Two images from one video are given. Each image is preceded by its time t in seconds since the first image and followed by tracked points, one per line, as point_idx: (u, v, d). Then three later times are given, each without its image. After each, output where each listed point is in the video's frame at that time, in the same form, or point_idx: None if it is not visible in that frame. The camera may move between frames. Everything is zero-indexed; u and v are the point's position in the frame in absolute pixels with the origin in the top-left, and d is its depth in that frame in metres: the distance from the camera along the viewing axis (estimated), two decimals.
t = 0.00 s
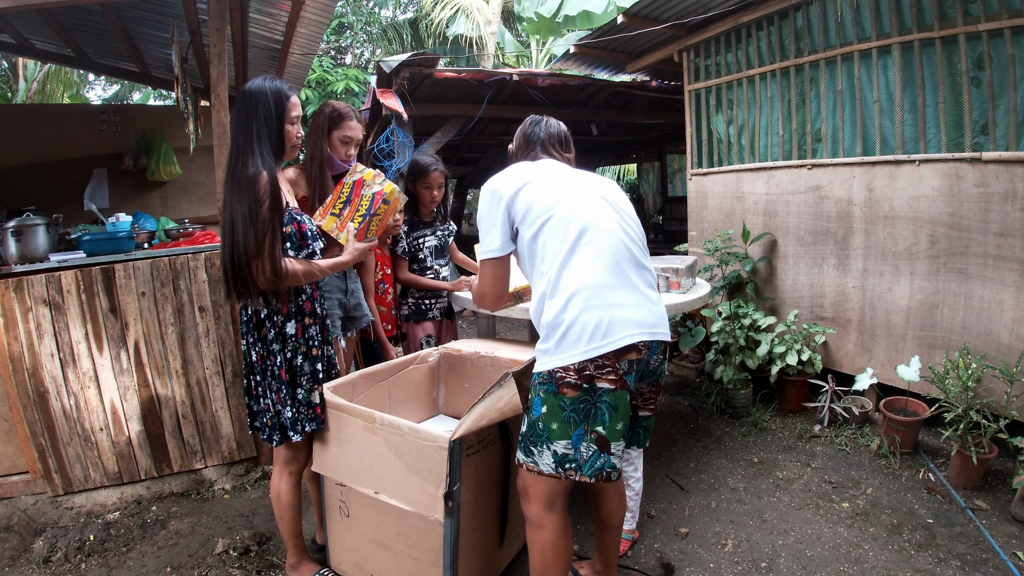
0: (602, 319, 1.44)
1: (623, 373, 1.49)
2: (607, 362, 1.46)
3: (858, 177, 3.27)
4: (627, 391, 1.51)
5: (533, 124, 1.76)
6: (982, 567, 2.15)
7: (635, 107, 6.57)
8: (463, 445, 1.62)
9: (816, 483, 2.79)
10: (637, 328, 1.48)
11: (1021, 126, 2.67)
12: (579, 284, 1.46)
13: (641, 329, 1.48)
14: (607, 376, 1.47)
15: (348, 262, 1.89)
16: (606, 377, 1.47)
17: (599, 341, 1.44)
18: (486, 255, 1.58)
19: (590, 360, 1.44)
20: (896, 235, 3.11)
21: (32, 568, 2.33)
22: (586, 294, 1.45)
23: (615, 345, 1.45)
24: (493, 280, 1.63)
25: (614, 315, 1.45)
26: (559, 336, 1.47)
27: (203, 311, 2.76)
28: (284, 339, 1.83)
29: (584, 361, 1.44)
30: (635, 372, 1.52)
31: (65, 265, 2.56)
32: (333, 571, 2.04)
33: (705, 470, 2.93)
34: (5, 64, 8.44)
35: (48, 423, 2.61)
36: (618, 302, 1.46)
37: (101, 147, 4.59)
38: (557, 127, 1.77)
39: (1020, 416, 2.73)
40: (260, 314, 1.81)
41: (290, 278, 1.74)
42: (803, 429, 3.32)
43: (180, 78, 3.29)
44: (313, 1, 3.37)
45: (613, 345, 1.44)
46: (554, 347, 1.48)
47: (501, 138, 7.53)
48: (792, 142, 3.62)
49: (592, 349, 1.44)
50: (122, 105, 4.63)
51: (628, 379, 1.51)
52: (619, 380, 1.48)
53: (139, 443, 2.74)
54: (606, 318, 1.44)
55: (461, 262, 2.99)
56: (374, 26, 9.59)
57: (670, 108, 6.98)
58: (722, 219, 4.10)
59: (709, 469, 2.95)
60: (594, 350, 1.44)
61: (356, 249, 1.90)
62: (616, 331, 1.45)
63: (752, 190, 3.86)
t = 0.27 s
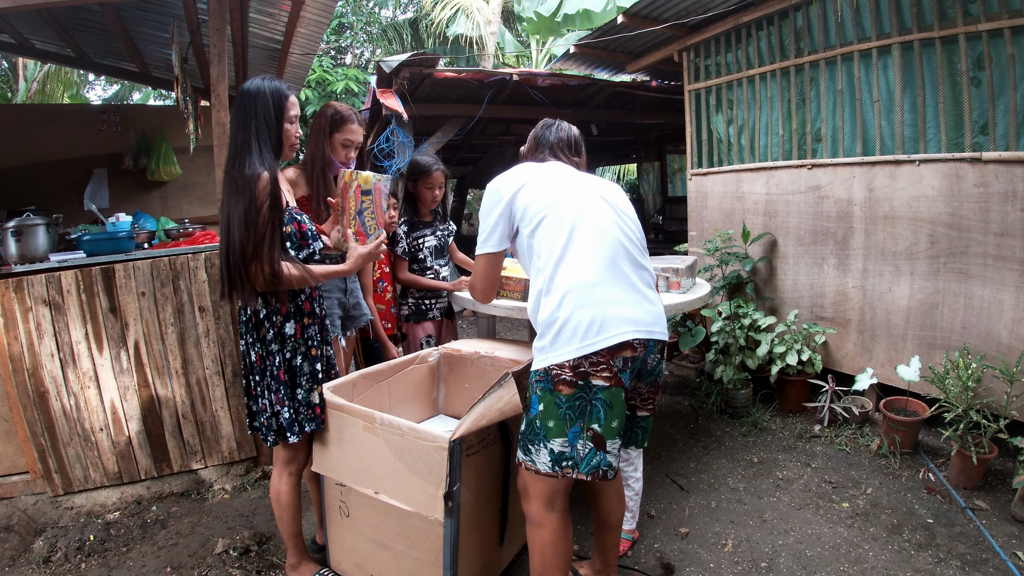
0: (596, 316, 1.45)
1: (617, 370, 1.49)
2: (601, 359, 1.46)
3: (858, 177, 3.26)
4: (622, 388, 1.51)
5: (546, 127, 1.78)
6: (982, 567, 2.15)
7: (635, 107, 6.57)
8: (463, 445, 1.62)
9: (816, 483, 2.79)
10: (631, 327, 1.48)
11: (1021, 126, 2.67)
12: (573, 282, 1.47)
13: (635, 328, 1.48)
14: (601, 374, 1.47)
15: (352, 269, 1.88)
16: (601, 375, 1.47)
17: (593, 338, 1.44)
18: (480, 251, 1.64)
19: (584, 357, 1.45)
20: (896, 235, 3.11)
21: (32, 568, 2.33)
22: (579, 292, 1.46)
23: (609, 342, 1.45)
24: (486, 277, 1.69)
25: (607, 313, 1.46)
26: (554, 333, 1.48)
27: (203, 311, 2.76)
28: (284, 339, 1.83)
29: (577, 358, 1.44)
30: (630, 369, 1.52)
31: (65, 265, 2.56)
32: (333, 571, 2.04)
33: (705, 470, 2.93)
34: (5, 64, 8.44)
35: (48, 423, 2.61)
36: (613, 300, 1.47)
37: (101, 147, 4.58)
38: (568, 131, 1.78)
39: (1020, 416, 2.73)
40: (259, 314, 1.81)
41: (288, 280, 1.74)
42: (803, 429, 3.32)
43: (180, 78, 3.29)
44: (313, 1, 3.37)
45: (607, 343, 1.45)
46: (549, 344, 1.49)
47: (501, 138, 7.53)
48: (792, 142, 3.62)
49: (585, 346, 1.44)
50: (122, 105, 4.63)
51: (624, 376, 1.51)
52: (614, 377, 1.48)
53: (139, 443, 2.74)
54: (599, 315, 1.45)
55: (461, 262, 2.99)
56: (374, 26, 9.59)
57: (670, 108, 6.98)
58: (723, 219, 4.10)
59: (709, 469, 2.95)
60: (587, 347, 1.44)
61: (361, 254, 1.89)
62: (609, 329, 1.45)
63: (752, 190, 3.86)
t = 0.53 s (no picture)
0: (587, 311, 1.46)
1: (611, 365, 1.49)
2: (593, 354, 1.47)
3: (858, 177, 3.26)
4: (616, 383, 1.50)
5: (549, 136, 1.80)
6: (982, 567, 2.15)
7: (635, 107, 6.57)
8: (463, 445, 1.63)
9: (816, 483, 2.79)
10: (623, 321, 1.48)
11: (1021, 126, 2.67)
12: (564, 278, 1.49)
13: (628, 322, 1.48)
14: (594, 369, 1.47)
15: (353, 276, 1.89)
16: (593, 369, 1.47)
17: (583, 332, 1.45)
18: (479, 251, 1.71)
19: (576, 352, 1.46)
20: (896, 235, 3.11)
21: (32, 568, 2.33)
22: (570, 288, 1.48)
23: (600, 336, 1.46)
24: (487, 275, 1.75)
25: (599, 308, 1.47)
26: (546, 329, 1.50)
27: (203, 311, 2.75)
28: (283, 339, 1.83)
29: (569, 353, 1.45)
30: (624, 365, 1.52)
31: (65, 265, 2.56)
32: (333, 571, 2.04)
33: (705, 470, 2.93)
34: (6, 64, 8.44)
35: (48, 423, 2.61)
36: (604, 295, 1.48)
37: (101, 147, 4.58)
38: (571, 139, 1.78)
39: (1020, 416, 2.73)
40: (259, 314, 1.81)
41: (282, 282, 1.72)
42: (803, 429, 3.32)
43: (180, 78, 3.29)
44: (313, 1, 3.37)
45: (598, 337, 1.45)
46: (542, 341, 1.51)
47: (501, 138, 7.53)
48: (792, 142, 3.62)
49: (576, 341, 1.45)
50: (122, 105, 4.63)
51: (617, 371, 1.51)
52: (608, 372, 1.48)
53: (138, 443, 2.74)
54: (590, 310, 1.46)
55: (462, 262, 2.99)
56: (374, 26, 9.59)
57: (670, 108, 6.97)
58: (722, 219, 4.10)
59: (709, 469, 2.95)
60: (579, 341, 1.45)
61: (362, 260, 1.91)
62: (601, 323, 1.46)
63: (752, 190, 3.86)
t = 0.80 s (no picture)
0: (578, 308, 1.46)
1: (602, 363, 1.49)
2: (584, 351, 1.47)
3: (858, 177, 3.26)
4: (608, 380, 1.50)
5: (551, 139, 1.80)
6: (982, 567, 2.15)
7: (635, 106, 6.57)
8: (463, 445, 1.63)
9: (816, 483, 2.79)
10: (615, 319, 1.48)
11: (1021, 126, 2.67)
12: (556, 276, 1.50)
13: (620, 320, 1.48)
14: (586, 366, 1.47)
15: (347, 268, 1.85)
16: (585, 367, 1.48)
17: (574, 329, 1.46)
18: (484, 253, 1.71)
19: (567, 349, 1.46)
20: (896, 235, 3.11)
21: (32, 568, 2.33)
22: (562, 286, 1.49)
23: (591, 334, 1.46)
24: (492, 279, 1.74)
25: (590, 305, 1.47)
26: (539, 327, 1.51)
27: (203, 311, 2.75)
28: (281, 339, 1.83)
29: (561, 350, 1.46)
30: (616, 362, 1.51)
31: (65, 265, 2.56)
32: (333, 571, 2.04)
33: (705, 470, 2.93)
34: (5, 64, 8.44)
35: (48, 423, 2.61)
36: (596, 293, 1.49)
37: (102, 147, 4.58)
38: (573, 141, 1.79)
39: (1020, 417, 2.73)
40: (258, 313, 1.80)
41: (278, 276, 1.70)
42: (803, 429, 3.32)
43: (180, 78, 3.29)
44: (313, 1, 3.37)
45: (589, 334, 1.45)
46: (535, 339, 1.52)
47: (501, 138, 7.53)
48: (792, 142, 3.62)
49: (567, 338, 1.46)
50: (122, 105, 4.63)
51: (609, 368, 1.50)
52: (599, 370, 1.48)
53: (138, 443, 2.74)
54: (581, 308, 1.46)
55: (462, 262, 2.99)
56: (374, 26, 9.58)
57: (670, 108, 6.97)
58: (722, 219, 4.10)
59: (709, 469, 2.95)
60: (570, 338, 1.46)
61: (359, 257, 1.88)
62: (592, 320, 1.46)
63: (752, 190, 3.86)
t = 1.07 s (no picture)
0: (574, 307, 1.47)
1: (599, 361, 1.48)
2: (581, 350, 1.47)
3: (858, 177, 3.26)
4: (606, 378, 1.50)
5: (553, 142, 1.81)
6: (982, 567, 2.15)
7: (635, 106, 6.57)
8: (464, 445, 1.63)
9: (816, 483, 2.79)
10: (611, 317, 1.48)
11: (1021, 126, 2.66)
12: (553, 276, 1.51)
13: (616, 319, 1.48)
14: (583, 364, 1.47)
15: (356, 269, 1.90)
16: (581, 365, 1.48)
17: (570, 328, 1.46)
18: (490, 258, 1.71)
19: (564, 348, 1.47)
20: (896, 235, 3.11)
21: (32, 568, 2.33)
22: (559, 285, 1.50)
23: (587, 332, 1.46)
24: (503, 281, 1.75)
25: (586, 304, 1.47)
26: (537, 326, 1.52)
27: (203, 311, 2.75)
28: (277, 335, 1.83)
29: (557, 349, 1.47)
30: (613, 360, 1.51)
31: (65, 265, 2.56)
32: (333, 571, 2.04)
33: (705, 470, 2.93)
34: (5, 64, 8.44)
35: (48, 423, 2.62)
36: (592, 292, 1.49)
37: (102, 147, 4.58)
38: (574, 143, 1.79)
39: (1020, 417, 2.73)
40: (257, 307, 1.82)
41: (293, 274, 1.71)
42: (803, 429, 3.32)
43: (180, 78, 3.29)
44: (313, 1, 3.37)
45: (585, 332, 1.46)
46: (533, 338, 1.53)
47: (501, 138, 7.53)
48: (792, 142, 3.62)
49: (563, 337, 1.47)
50: (122, 105, 4.63)
51: (607, 367, 1.50)
52: (596, 368, 1.48)
53: (138, 443, 2.74)
54: (577, 307, 1.47)
55: (462, 262, 2.99)
56: (374, 26, 9.59)
57: (670, 108, 6.97)
58: (722, 219, 4.10)
59: (709, 469, 2.95)
60: (565, 337, 1.46)
61: (366, 261, 1.94)
62: (588, 318, 1.46)
63: (752, 190, 3.86)
